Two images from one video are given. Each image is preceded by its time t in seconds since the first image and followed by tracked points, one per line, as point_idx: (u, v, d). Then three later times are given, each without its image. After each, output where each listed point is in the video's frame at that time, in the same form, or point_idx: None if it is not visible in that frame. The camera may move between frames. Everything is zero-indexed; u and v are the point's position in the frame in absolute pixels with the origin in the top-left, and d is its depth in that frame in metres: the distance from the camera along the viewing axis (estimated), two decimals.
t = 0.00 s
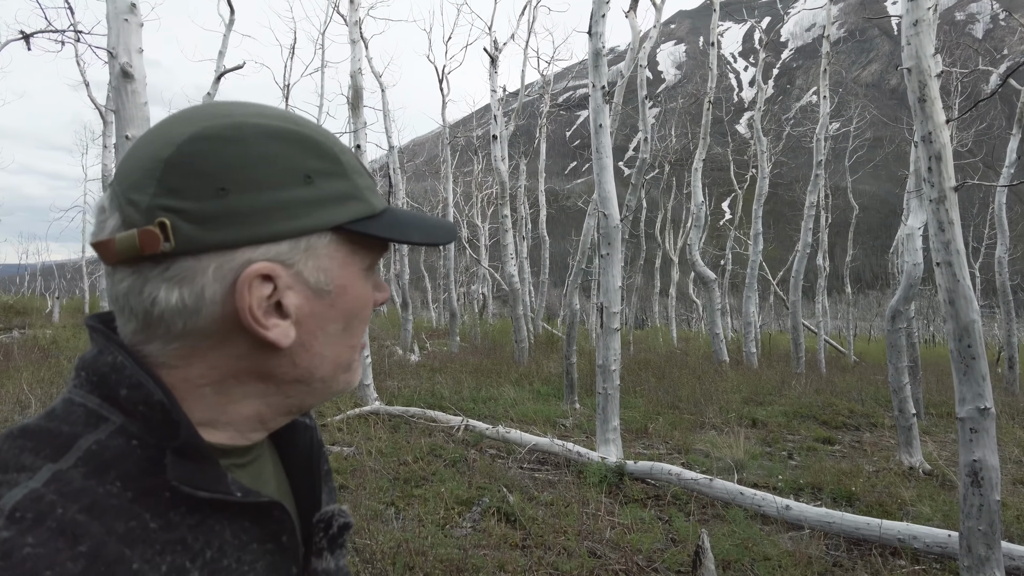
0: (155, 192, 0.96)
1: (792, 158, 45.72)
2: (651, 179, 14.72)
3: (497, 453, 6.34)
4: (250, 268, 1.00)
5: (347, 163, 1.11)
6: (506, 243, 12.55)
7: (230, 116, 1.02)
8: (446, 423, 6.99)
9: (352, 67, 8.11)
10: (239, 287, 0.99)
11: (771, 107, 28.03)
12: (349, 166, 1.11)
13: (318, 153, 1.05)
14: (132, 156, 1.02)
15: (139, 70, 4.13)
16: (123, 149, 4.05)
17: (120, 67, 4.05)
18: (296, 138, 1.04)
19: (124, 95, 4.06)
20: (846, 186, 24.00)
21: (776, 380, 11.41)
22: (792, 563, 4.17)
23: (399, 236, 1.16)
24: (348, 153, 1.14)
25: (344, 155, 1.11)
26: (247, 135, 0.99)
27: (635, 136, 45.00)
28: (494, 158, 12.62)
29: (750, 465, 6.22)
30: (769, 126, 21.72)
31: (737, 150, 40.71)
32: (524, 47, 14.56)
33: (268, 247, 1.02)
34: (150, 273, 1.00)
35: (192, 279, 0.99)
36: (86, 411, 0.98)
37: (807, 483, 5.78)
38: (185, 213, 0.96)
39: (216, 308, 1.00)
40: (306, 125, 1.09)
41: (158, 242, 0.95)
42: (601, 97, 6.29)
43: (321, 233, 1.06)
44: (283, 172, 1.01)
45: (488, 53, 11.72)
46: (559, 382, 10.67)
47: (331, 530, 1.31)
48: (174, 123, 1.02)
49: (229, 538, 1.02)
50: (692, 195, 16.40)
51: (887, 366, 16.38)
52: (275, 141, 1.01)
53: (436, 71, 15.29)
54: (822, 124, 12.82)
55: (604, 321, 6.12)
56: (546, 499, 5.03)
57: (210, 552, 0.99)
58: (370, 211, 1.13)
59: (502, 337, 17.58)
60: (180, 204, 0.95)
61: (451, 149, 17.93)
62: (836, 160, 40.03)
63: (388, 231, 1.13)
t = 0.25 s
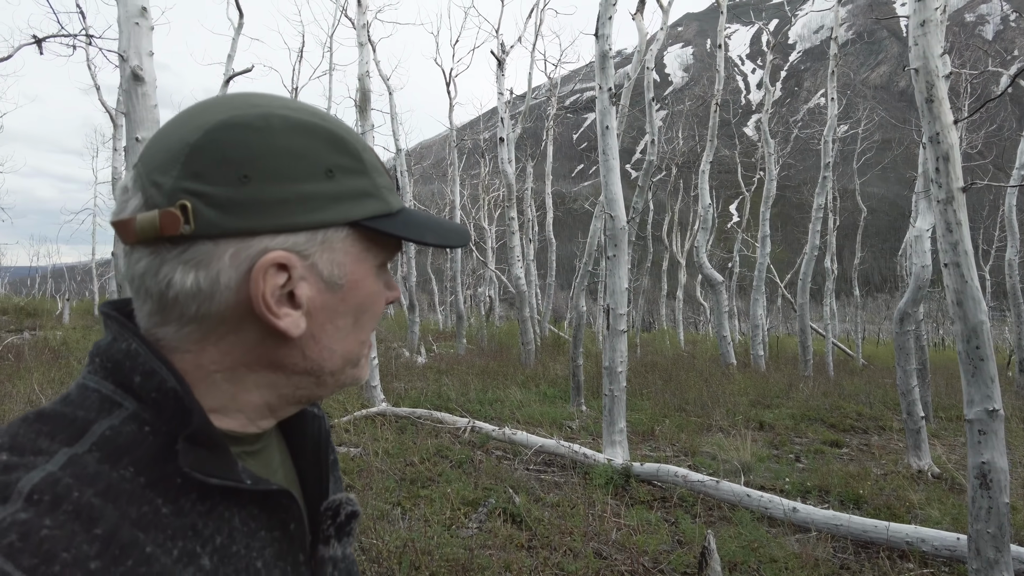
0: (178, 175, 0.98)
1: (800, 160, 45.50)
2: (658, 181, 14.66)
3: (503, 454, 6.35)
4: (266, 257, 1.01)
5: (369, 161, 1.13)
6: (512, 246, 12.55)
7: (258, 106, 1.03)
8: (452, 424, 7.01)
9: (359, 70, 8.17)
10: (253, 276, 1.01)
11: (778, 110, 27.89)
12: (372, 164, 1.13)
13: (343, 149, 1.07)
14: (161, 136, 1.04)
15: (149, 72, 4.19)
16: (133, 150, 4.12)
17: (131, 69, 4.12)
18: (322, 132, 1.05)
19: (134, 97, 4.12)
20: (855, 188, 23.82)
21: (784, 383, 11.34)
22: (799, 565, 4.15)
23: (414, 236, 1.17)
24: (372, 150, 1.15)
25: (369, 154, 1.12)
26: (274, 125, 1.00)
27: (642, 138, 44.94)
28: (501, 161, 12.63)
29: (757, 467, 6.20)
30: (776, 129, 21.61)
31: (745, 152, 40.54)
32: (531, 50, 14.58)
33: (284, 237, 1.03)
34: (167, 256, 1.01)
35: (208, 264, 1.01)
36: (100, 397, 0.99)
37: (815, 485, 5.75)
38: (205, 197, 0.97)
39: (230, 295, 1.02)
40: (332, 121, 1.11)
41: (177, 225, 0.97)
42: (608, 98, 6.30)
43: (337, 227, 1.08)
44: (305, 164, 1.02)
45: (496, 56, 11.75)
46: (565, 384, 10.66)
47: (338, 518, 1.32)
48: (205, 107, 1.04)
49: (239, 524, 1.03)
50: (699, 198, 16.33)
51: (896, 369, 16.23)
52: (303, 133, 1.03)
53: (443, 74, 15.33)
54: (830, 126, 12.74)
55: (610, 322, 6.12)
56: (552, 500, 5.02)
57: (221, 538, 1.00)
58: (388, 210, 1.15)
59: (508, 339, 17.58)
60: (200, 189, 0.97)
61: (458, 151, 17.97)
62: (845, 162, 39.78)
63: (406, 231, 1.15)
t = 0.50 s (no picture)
0: (179, 178, 0.98)
1: (807, 166, 45.32)
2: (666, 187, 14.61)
3: (510, 460, 6.33)
4: (267, 261, 1.02)
5: (372, 165, 1.14)
6: (519, 251, 12.55)
7: (262, 109, 1.04)
8: (459, 430, 7.01)
9: (366, 77, 8.22)
10: (255, 279, 1.02)
11: (786, 115, 27.79)
12: (374, 169, 1.14)
13: (346, 153, 1.08)
14: (164, 138, 1.04)
15: (158, 80, 4.25)
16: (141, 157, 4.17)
17: (140, 77, 4.17)
18: (324, 136, 1.06)
19: (143, 104, 4.18)
20: (864, 194, 23.64)
21: (793, 390, 11.24)
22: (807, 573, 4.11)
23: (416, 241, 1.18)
24: (374, 155, 1.16)
25: (371, 158, 1.14)
26: (277, 128, 1.02)
27: (649, 144, 44.93)
28: (508, 167, 12.65)
29: (765, 474, 6.15)
30: (784, 134, 21.52)
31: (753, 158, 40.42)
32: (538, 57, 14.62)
33: (286, 240, 1.04)
34: (168, 259, 1.02)
35: (209, 267, 1.02)
36: (100, 402, 1.01)
37: (823, 493, 5.70)
38: (208, 199, 0.98)
39: (231, 298, 1.03)
40: (336, 124, 1.12)
41: (178, 228, 0.98)
42: (615, 104, 6.30)
43: (338, 231, 1.09)
44: (308, 167, 1.03)
45: (502, 62, 11.79)
46: (572, 390, 10.63)
47: (338, 525, 1.32)
48: (209, 108, 1.05)
49: (238, 531, 1.04)
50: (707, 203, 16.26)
51: (907, 376, 16.07)
52: (305, 137, 1.04)
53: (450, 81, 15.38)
54: (838, 132, 12.67)
55: (617, 328, 6.10)
56: (559, 507, 5.00)
57: (219, 545, 1.00)
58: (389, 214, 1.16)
59: (515, 345, 17.56)
60: (203, 191, 0.98)
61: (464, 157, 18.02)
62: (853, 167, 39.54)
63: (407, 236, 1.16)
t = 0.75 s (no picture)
0: (186, 183, 1.00)
1: (817, 167, 45.04)
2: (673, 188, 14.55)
3: (517, 463, 6.32)
4: (274, 263, 1.03)
5: (378, 168, 1.14)
6: (526, 254, 12.55)
7: (267, 114, 1.05)
8: (466, 432, 7.02)
9: (374, 80, 8.27)
10: (263, 283, 1.03)
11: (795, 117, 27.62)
12: (379, 170, 1.14)
13: (351, 156, 1.09)
14: (172, 144, 1.06)
15: (168, 84, 4.30)
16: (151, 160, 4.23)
17: (150, 81, 4.22)
18: (329, 139, 1.07)
19: (153, 108, 4.24)
20: (874, 195, 23.45)
21: (802, 393, 11.17)
22: None
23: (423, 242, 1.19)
24: (380, 156, 1.17)
25: (376, 159, 1.14)
26: (283, 133, 1.03)
27: (656, 146, 44.85)
28: (515, 169, 12.65)
29: (774, 477, 6.11)
30: (793, 136, 21.40)
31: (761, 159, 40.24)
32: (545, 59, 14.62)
33: (292, 244, 1.05)
34: (175, 263, 1.03)
35: (216, 272, 1.03)
36: (109, 406, 1.02)
37: (832, 497, 5.66)
38: (214, 204, 0.99)
39: (238, 301, 1.04)
40: (341, 127, 1.12)
41: (185, 233, 0.99)
42: (622, 106, 6.30)
43: (345, 234, 1.10)
44: (313, 169, 1.04)
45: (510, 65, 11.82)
46: (580, 393, 10.62)
47: (348, 529, 1.33)
48: (215, 114, 1.06)
49: (246, 534, 1.04)
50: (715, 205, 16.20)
51: (917, 378, 15.91)
52: (309, 140, 1.05)
53: (457, 84, 15.42)
54: (847, 133, 12.57)
55: (625, 330, 6.08)
56: (566, 510, 4.98)
57: (228, 548, 1.01)
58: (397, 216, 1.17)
59: (523, 347, 17.56)
60: (209, 196, 0.99)
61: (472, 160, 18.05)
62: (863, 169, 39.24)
63: (413, 238, 1.17)
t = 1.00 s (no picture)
0: (200, 183, 1.01)
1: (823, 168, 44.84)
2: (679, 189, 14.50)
3: (523, 464, 6.32)
4: (287, 262, 1.04)
5: (390, 166, 1.16)
6: (531, 255, 12.55)
7: (280, 113, 1.07)
8: (472, 434, 7.02)
9: (381, 82, 8.31)
10: (278, 280, 1.04)
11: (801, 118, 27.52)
12: (391, 168, 1.15)
13: (363, 153, 1.10)
14: (186, 144, 1.07)
15: (176, 86, 4.33)
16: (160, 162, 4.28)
17: (159, 83, 4.26)
18: (343, 137, 1.09)
19: (161, 111, 4.28)
20: (881, 196, 23.31)
21: (808, 394, 11.12)
22: None
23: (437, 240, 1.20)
24: (392, 155, 1.18)
25: (388, 157, 1.15)
26: (296, 132, 1.04)
27: (662, 147, 44.78)
28: (520, 171, 12.65)
29: (781, 479, 6.08)
30: (799, 136, 21.32)
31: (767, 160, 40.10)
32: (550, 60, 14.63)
33: (306, 243, 1.06)
34: (191, 262, 1.05)
35: (231, 270, 1.04)
36: (125, 408, 1.03)
37: (839, 499, 5.63)
38: (228, 202, 1.01)
39: (252, 300, 1.05)
40: (353, 126, 1.14)
41: (200, 231, 1.01)
42: (628, 107, 6.30)
43: (359, 232, 1.11)
44: (325, 168, 1.05)
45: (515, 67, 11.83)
46: (585, 394, 10.62)
47: (360, 529, 1.35)
48: (227, 115, 1.08)
49: (260, 537, 1.05)
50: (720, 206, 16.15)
51: (925, 380, 15.80)
52: (321, 138, 1.06)
53: (463, 86, 15.44)
54: (854, 134, 12.50)
55: (631, 331, 6.07)
56: (572, 512, 4.98)
57: (242, 550, 1.02)
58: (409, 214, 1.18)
59: (528, 348, 17.56)
60: (224, 195, 1.00)
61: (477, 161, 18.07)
62: (870, 169, 39.02)
63: (425, 235, 1.18)
